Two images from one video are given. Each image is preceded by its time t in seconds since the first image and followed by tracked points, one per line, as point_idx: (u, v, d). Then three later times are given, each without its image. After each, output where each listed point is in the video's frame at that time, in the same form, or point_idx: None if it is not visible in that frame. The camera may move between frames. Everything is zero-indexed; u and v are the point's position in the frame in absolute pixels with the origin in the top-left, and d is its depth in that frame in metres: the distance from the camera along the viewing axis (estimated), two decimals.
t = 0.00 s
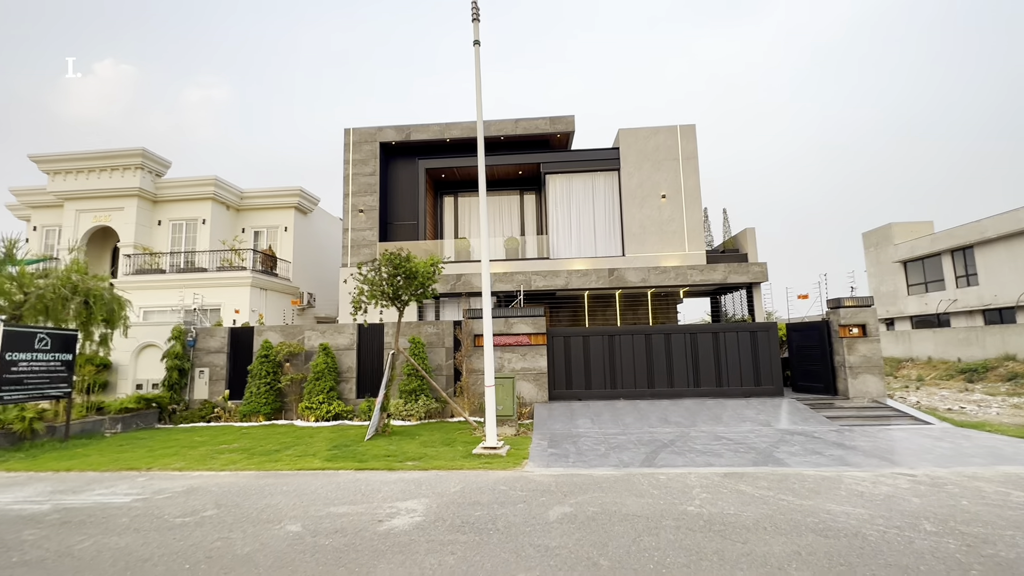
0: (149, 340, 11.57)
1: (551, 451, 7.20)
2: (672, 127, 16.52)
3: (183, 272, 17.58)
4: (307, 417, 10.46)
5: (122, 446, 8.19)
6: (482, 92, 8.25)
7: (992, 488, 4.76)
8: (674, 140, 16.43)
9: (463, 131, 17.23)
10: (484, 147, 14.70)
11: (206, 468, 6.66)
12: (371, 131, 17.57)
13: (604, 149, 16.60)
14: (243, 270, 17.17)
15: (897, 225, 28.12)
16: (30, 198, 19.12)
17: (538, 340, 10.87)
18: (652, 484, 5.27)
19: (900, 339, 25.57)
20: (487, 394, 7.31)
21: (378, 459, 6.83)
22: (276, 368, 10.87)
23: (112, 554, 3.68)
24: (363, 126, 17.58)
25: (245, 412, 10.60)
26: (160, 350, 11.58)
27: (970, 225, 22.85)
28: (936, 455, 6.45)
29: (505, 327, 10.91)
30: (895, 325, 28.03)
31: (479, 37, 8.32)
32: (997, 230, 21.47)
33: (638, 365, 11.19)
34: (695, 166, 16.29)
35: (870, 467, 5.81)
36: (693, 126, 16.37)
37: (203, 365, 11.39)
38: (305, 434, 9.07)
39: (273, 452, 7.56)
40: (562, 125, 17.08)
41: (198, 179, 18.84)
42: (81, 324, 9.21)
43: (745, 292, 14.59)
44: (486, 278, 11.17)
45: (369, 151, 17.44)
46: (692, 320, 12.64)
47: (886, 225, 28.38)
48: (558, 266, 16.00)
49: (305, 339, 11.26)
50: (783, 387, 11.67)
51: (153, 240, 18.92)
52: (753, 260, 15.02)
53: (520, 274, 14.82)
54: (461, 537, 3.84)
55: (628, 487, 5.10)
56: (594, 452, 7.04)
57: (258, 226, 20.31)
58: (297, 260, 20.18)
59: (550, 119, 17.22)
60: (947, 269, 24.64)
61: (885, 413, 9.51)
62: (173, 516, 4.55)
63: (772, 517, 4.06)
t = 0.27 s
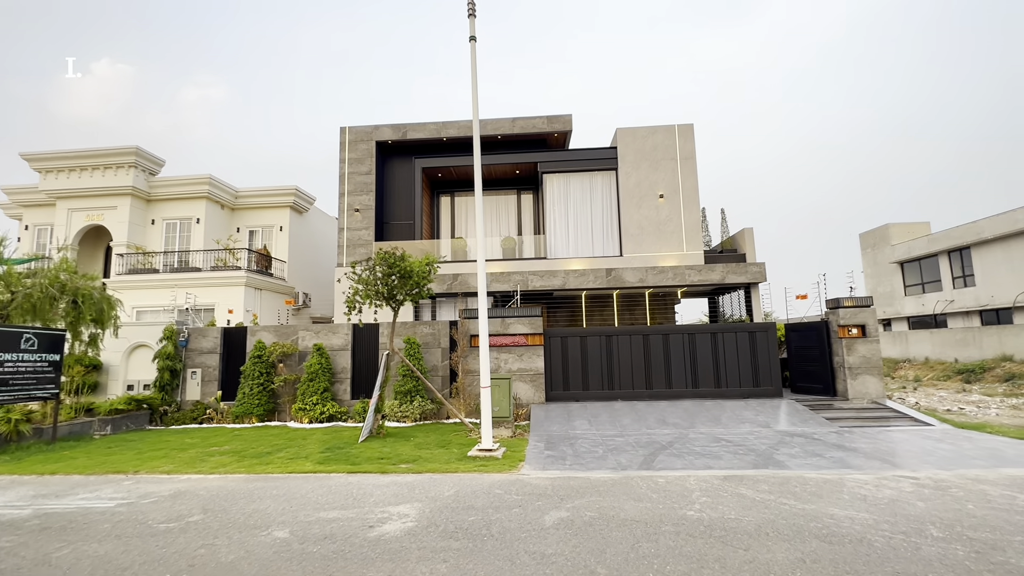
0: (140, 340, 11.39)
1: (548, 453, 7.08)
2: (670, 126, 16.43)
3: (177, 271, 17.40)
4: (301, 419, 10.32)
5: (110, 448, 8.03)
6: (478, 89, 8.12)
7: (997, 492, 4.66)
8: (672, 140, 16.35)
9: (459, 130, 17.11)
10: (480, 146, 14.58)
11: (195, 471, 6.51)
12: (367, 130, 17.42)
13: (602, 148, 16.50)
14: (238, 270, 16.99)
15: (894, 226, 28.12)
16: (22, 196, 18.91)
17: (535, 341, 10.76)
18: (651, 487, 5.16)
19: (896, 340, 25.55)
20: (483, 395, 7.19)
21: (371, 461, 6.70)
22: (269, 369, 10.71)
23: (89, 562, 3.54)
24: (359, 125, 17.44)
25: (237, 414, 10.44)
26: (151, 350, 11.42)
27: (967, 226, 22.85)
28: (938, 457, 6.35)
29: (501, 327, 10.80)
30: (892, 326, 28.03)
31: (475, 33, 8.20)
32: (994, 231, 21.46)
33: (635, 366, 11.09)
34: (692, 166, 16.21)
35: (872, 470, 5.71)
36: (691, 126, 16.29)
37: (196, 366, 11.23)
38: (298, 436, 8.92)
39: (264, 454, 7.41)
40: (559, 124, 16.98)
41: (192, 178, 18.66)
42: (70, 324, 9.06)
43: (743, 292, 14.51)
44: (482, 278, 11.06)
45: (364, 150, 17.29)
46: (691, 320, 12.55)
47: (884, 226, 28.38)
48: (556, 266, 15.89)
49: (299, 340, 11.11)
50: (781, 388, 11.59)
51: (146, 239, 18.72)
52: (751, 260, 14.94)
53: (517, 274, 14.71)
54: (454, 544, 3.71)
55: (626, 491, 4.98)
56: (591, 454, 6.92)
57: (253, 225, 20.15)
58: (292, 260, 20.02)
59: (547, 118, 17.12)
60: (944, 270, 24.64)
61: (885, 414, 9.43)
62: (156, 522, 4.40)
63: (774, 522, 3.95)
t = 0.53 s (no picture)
0: (131, 340, 11.19)
1: (546, 456, 6.93)
2: (669, 125, 16.32)
3: (170, 270, 17.18)
4: (294, 421, 10.15)
5: (98, 451, 7.84)
6: (475, 84, 7.98)
7: (1008, 496, 4.55)
8: (671, 139, 16.23)
9: (456, 129, 16.96)
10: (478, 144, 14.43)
11: (184, 474, 6.34)
12: (364, 128, 17.25)
13: (600, 147, 16.37)
14: (232, 269, 16.79)
15: (891, 227, 28.11)
16: (12, 195, 18.64)
17: (533, 341, 10.62)
18: (652, 492, 5.02)
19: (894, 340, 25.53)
20: (480, 397, 7.04)
21: (365, 464, 6.55)
22: (263, 370, 10.53)
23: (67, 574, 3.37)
24: (355, 123, 17.26)
25: (230, 415, 10.26)
26: (142, 350, 11.22)
27: (964, 226, 22.82)
28: (944, 460, 6.23)
29: (498, 327, 10.66)
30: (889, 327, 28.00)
31: (472, 27, 8.05)
32: (991, 232, 21.44)
33: (634, 366, 10.96)
34: (691, 165, 16.10)
35: (878, 473, 5.58)
36: (689, 125, 16.18)
37: (188, 367, 11.04)
38: (291, 438, 8.76)
39: (256, 458, 7.24)
40: (557, 123, 16.84)
41: (185, 176, 18.45)
42: (57, 323, 8.87)
43: (742, 292, 14.41)
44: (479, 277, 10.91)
45: (360, 148, 17.12)
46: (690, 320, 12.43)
47: (881, 226, 28.36)
48: (553, 265, 15.76)
49: (293, 340, 10.93)
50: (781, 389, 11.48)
51: (139, 238, 18.50)
52: (750, 259, 14.84)
53: (515, 273, 14.57)
54: (449, 552, 3.56)
55: (627, 496, 4.84)
56: (590, 457, 6.78)
57: (248, 224, 19.95)
58: (287, 259, 19.83)
59: (545, 116, 16.98)
60: (941, 270, 24.62)
61: (886, 415, 9.33)
62: (140, 529, 4.23)
63: (781, 528, 3.81)
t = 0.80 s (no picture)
0: (120, 342, 10.97)
1: (545, 461, 6.77)
2: (667, 125, 16.22)
3: (162, 270, 16.93)
4: (287, 424, 9.96)
5: (84, 456, 7.63)
6: (472, 81, 7.83)
7: (1020, 504, 4.42)
8: (669, 139, 16.13)
9: (453, 128, 16.80)
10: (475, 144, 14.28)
11: (171, 481, 6.14)
12: (359, 127, 17.07)
13: (598, 147, 16.25)
14: (225, 269, 16.56)
15: (887, 228, 28.12)
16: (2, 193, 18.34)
17: (531, 343, 10.46)
18: (655, 499, 4.87)
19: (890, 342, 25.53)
20: (477, 400, 6.87)
21: (358, 470, 6.37)
22: (255, 372, 10.34)
23: None
24: (351, 122, 17.08)
25: (221, 418, 10.06)
26: (132, 352, 11.00)
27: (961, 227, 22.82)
28: (949, 465, 6.11)
29: (495, 329, 10.50)
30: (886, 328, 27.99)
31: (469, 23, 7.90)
32: (988, 233, 21.45)
33: (633, 369, 10.82)
34: (689, 166, 16.00)
35: (884, 480, 5.46)
36: (688, 125, 16.09)
37: (179, 369, 10.83)
38: (283, 442, 8.56)
39: (247, 463, 7.05)
40: (555, 122, 16.72)
41: (178, 175, 18.21)
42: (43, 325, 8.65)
43: (741, 293, 14.31)
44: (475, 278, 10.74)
45: (356, 147, 16.94)
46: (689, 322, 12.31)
47: (877, 228, 28.37)
48: (551, 266, 15.61)
49: (286, 341, 10.74)
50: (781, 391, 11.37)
51: (131, 238, 18.23)
52: (748, 261, 14.75)
53: (512, 274, 14.42)
54: (445, 567, 3.39)
55: (628, 504, 4.69)
56: (590, 462, 6.63)
57: (242, 224, 19.71)
58: (282, 259, 19.61)
59: (543, 116, 16.86)
60: (937, 272, 24.62)
61: (887, 418, 9.22)
62: (121, 541, 4.04)
63: (790, 540, 3.67)
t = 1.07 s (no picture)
0: (119, 340, 10.91)
1: (546, 461, 6.68)
2: (669, 122, 16.09)
3: (162, 268, 16.86)
4: (287, 422, 9.90)
5: (81, 454, 7.57)
6: (472, 76, 7.73)
7: None
8: (671, 136, 16.01)
9: (454, 125, 16.70)
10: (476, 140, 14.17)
11: (168, 480, 6.08)
12: (360, 124, 16.97)
13: (600, 144, 16.14)
14: (225, 267, 16.49)
15: (891, 227, 27.96)
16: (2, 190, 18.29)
17: (532, 341, 10.38)
18: (658, 501, 4.78)
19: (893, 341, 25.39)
20: (477, 400, 6.78)
21: (358, 470, 6.30)
22: (254, 370, 10.27)
23: None
24: (351, 119, 16.98)
25: (220, 417, 10.00)
26: (131, 350, 10.94)
27: (965, 226, 22.65)
28: (957, 466, 6.02)
29: (496, 327, 10.42)
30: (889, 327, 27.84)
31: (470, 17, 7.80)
32: (992, 232, 21.28)
33: (635, 367, 10.73)
34: (692, 163, 15.88)
35: (892, 481, 5.36)
36: (690, 122, 15.97)
37: (178, 367, 10.77)
38: (282, 441, 8.50)
39: (245, 462, 6.98)
40: (556, 119, 16.60)
41: (178, 172, 18.14)
42: (40, 322, 8.60)
43: (744, 291, 14.20)
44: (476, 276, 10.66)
45: (357, 144, 16.85)
46: (691, 321, 12.21)
47: (881, 226, 28.20)
48: (552, 264, 15.52)
49: (286, 340, 10.67)
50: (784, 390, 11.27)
51: (131, 236, 18.17)
52: (751, 259, 14.64)
53: (513, 272, 14.32)
54: (443, 570, 3.31)
55: (631, 505, 4.60)
56: (591, 462, 6.55)
57: (242, 221, 19.64)
58: (282, 257, 19.54)
59: (544, 113, 16.74)
60: (941, 270, 24.45)
61: (893, 418, 9.12)
62: (113, 542, 3.97)
63: (797, 544, 3.58)
